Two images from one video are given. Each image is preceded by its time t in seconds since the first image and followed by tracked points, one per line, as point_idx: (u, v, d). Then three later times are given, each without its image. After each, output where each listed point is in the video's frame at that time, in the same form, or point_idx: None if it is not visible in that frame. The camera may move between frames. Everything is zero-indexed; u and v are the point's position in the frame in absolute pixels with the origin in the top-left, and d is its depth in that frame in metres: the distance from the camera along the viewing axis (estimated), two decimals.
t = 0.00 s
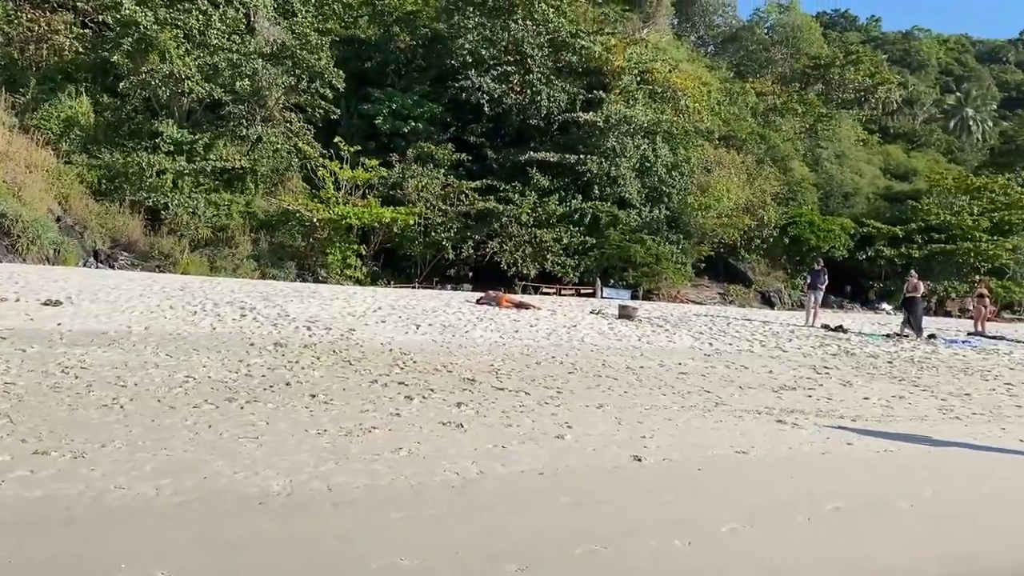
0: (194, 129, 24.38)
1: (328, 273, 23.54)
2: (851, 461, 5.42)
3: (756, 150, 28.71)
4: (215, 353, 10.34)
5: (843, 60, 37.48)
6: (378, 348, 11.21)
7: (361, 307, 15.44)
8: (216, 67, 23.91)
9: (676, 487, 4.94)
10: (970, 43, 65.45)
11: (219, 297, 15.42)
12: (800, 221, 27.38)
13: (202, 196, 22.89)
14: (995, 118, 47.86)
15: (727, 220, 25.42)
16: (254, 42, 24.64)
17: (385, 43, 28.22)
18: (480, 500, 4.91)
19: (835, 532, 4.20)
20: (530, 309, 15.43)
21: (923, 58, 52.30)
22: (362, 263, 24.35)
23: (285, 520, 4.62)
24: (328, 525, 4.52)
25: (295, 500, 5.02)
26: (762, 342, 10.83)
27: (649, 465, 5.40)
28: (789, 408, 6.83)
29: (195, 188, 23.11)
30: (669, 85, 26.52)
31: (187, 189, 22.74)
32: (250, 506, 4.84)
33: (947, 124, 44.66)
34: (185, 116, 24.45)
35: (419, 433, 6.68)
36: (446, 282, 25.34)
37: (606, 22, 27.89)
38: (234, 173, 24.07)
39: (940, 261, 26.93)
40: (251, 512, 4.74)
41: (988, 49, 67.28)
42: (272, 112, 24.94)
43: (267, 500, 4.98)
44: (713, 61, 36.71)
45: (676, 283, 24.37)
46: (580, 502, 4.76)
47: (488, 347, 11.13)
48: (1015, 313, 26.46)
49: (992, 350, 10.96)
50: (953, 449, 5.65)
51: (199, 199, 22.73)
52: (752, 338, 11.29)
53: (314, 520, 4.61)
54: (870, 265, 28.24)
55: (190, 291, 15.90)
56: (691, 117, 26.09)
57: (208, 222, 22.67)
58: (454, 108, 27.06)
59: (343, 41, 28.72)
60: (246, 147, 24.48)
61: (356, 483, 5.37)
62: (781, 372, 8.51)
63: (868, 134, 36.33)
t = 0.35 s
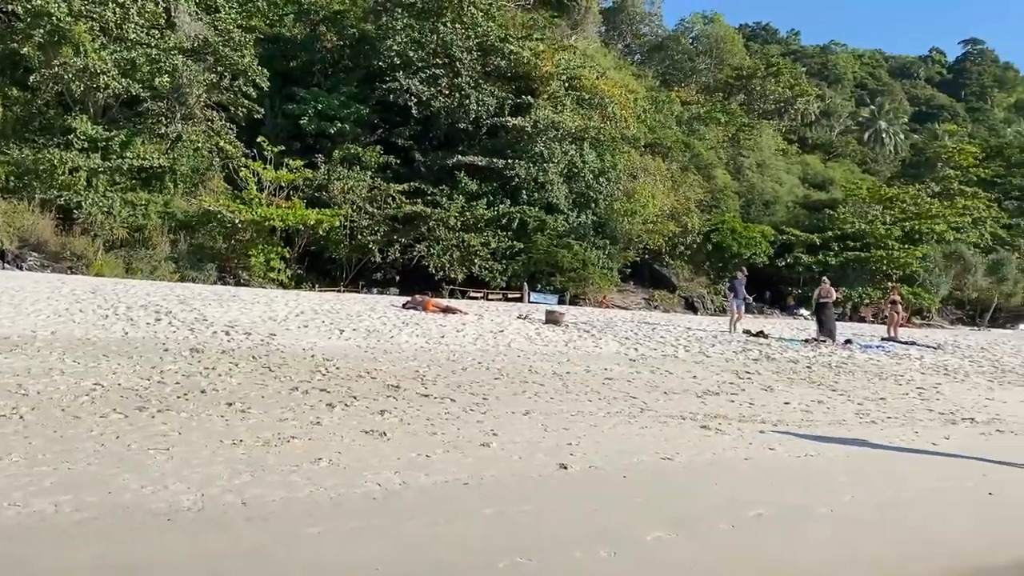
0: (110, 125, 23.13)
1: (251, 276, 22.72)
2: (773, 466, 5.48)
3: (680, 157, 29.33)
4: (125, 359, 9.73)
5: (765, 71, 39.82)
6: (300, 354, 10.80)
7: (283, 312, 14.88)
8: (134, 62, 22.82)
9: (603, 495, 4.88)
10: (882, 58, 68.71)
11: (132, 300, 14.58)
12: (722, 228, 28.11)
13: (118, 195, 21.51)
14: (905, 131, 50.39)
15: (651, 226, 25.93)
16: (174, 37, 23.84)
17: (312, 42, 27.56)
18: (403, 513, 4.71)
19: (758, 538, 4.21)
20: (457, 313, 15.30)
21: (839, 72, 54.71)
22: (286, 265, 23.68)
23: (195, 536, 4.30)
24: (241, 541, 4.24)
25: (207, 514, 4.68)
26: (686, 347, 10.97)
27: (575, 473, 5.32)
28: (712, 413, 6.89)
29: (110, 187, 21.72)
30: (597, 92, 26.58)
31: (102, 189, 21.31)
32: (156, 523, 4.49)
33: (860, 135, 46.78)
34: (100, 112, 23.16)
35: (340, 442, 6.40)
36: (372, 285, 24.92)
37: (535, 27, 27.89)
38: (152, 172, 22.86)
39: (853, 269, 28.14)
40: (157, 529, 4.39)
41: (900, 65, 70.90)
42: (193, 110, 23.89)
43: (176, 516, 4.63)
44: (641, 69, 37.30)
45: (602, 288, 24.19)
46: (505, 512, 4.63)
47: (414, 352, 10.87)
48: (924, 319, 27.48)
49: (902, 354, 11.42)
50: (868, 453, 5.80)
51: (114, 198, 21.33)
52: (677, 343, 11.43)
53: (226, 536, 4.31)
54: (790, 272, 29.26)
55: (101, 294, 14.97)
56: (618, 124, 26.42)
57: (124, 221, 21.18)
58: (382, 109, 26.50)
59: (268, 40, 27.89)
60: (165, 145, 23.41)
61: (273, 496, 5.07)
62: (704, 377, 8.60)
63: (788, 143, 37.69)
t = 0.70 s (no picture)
0: (18, 117, 21.64)
1: (167, 275, 21.79)
2: (701, 469, 5.57)
3: (606, 162, 29.73)
4: (31, 363, 9.11)
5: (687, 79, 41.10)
6: (221, 358, 10.37)
7: (202, 313, 14.29)
8: (45, 52, 21.26)
9: (534, 502, 4.85)
10: (799, 69, 71.45)
11: (39, 300, 13.71)
12: (646, 232, 28.54)
13: (27, 189, 19.97)
14: (819, 140, 52.58)
15: (579, 229, 26.11)
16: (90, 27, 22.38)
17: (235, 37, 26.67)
18: (329, 524, 4.54)
19: (688, 544, 4.27)
20: (386, 315, 14.99)
21: (758, 82, 56.77)
22: (205, 265, 22.87)
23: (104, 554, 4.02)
24: (156, 558, 3.99)
25: (118, 530, 4.39)
26: (614, 349, 11.13)
27: (507, 480, 5.25)
28: (641, 415, 6.99)
29: (19, 181, 20.13)
30: (526, 96, 26.87)
31: (10, 183, 19.69)
32: (61, 541, 4.18)
33: (777, 143, 48.62)
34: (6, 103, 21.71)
35: (262, 450, 6.15)
36: (296, 286, 24.39)
37: (463, 29, 27.66)
38: (65, 167, 21.44)
39: (772, 273, 29.09)
40: (62, 548, 4.08)
41: (816, 75, 73.46)
42: (109, 103, 22.74)
43: (84, 532, 4.33)
44: (568, 75, 37.67)
45: (531, 291, 24.21)
46: (436, 523, 4.53)
47: (340, 356, 10.61)
48: (838, 321, 29.07)
49: (820, 357, 11.91)
50: (790, 454, 5.97)
51: (23, 193, 19.74)
52: (604, 345, 11.56)
53: (138, 553, 4.05)
54: (709, 275, 29.82)
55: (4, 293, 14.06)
56: (545, 128, 26.50)
57: (32, 217, 19.80)
58: (308, 107, 25.99)
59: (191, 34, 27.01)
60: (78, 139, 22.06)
61: (190, 508, 4.81)
62: (632, 379, 8.73)
63: (709, 150, 38.89)
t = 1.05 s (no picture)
0: None
1: (71, 276, 20.56)
2: (623, 471, 5.60)
3: (528, 166, 29.79)
4: None
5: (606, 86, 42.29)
6: (128, 364, 9.78)
7: (109, 316, 13.53)
8: None
9: (458, 510, 4.74)
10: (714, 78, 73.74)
11: None
12: (567, 236, 28.84)
13: None
14: (733, 147, 54.41)
15: (499, 232, 26.08)
16: None
17: (146, 29, 25.50)
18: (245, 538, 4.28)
19: (612, 552, 4.26)
20: (304, 318, 14.63)
21: (674, 90, 58.51)
22: (112, 264, 21.78)
23: None
24: None
25: (12, 552, 3.93)
26: (536, 353, 11.15)
27: (431, 487, 5.09)
28: (563, 420, 7.00)
29: None
30: (447, 97, 26.16)
31: None
32: None
33: (693, 149, 50.04)
34: None
35: (175, 460, 5.72)
36: (209, 287, 23.71)
37: (384, 28, 27.05)
38: None
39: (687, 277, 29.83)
40: None
41: (730, 85, 76.00)
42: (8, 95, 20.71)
43: None
44: (489, 78, 37.66)
45: (452, 294, 24.28)
46: (356, 535, 4.37)
47: (254, 361, 10.18)
48: (750, 324, 30.13)
49: (735, 360, 12.29)
50: (708, 456, 6.09)
51: None
52: (527, 349, 11.60)
53: None
54: (626, 278, 31.09)
55: None
56: (467, 130, 25.97)
57: None
58: (223, 103, 25.22)
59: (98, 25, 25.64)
60: None
61: (97, 524, 4.38)
62: (554, 383, 8.76)
63: (626, 156, 39.68)
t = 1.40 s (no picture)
0: None
1: None
2: (540, 470, 5.62)
3: (449, 164, 29.71)
4: None
5: (527, 87, 42.99)
6: (25, 365, 9.20)
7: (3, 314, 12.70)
8: None
9: (376, 513, 4.65)
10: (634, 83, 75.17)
11: None
12: (488, 235, 28.91)
13: None
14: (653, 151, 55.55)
15: (421, 231, 25.93)
16: None
17: (50, 15, 24.16)
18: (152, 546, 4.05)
19: (529, 552, 4.27)
20: (217, 317, 14.12)
21: (594, 93, 59.40)
22: (13, 261, 20.54)
23: None
24: None
25: None
26: (455, 352, 11.11)
27: (346, 489, 4.99)
28: (482, 420, 7.00)
29: None
30: (367, 94, 26.32)
31: None
32: None
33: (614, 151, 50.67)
34: None
35: (75, 464, 5.38)
36: (117, 284, 22.77)
37: (302, 22, 26.54)
38: None
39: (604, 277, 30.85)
40: None
41: (647, 89, 77.36)
42: None
43: None
44: (409, 75, 37.25)
45: (372, 292, 23.88)
46: (269, 540, 4.23)
47: (162, 361, 9.77)
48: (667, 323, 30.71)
49: (650, 359, 12.57)
50: (623, 454, 6.17)
51: None
52: (447, 348, 11.56)
53: None
54: (547, 278, 31.16)
55: None
56: (387, 128, 26.08)
57: None
58: (132, 93, 24.22)
59: None
60: None
61: None
62: (473, 383, 8.75)
63: (548, 157, 40.04)
